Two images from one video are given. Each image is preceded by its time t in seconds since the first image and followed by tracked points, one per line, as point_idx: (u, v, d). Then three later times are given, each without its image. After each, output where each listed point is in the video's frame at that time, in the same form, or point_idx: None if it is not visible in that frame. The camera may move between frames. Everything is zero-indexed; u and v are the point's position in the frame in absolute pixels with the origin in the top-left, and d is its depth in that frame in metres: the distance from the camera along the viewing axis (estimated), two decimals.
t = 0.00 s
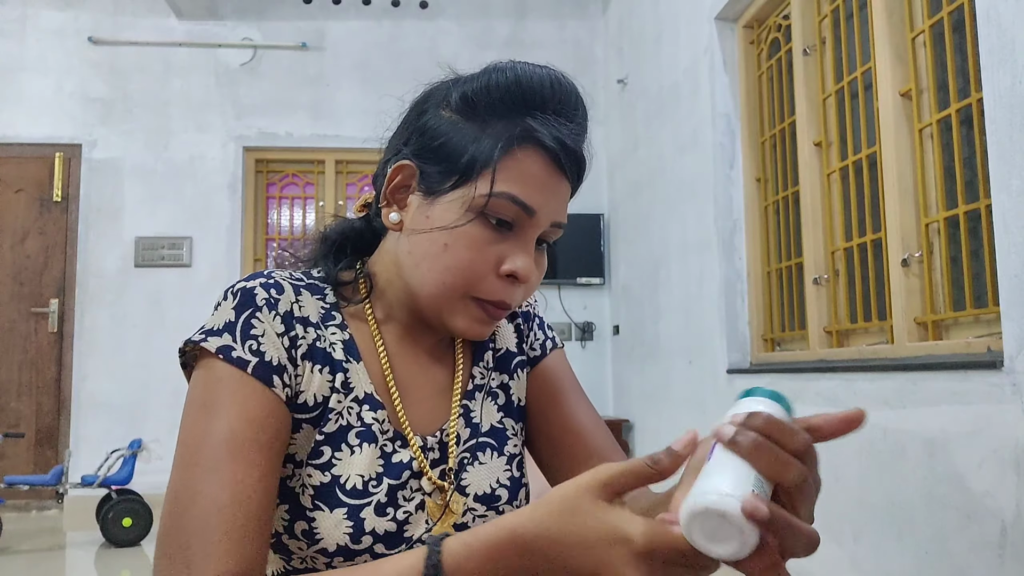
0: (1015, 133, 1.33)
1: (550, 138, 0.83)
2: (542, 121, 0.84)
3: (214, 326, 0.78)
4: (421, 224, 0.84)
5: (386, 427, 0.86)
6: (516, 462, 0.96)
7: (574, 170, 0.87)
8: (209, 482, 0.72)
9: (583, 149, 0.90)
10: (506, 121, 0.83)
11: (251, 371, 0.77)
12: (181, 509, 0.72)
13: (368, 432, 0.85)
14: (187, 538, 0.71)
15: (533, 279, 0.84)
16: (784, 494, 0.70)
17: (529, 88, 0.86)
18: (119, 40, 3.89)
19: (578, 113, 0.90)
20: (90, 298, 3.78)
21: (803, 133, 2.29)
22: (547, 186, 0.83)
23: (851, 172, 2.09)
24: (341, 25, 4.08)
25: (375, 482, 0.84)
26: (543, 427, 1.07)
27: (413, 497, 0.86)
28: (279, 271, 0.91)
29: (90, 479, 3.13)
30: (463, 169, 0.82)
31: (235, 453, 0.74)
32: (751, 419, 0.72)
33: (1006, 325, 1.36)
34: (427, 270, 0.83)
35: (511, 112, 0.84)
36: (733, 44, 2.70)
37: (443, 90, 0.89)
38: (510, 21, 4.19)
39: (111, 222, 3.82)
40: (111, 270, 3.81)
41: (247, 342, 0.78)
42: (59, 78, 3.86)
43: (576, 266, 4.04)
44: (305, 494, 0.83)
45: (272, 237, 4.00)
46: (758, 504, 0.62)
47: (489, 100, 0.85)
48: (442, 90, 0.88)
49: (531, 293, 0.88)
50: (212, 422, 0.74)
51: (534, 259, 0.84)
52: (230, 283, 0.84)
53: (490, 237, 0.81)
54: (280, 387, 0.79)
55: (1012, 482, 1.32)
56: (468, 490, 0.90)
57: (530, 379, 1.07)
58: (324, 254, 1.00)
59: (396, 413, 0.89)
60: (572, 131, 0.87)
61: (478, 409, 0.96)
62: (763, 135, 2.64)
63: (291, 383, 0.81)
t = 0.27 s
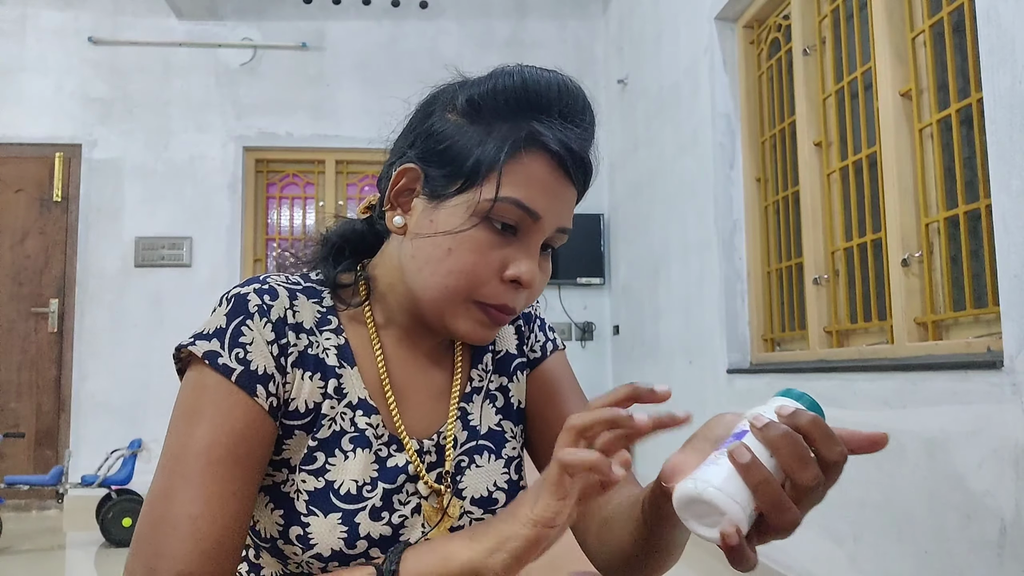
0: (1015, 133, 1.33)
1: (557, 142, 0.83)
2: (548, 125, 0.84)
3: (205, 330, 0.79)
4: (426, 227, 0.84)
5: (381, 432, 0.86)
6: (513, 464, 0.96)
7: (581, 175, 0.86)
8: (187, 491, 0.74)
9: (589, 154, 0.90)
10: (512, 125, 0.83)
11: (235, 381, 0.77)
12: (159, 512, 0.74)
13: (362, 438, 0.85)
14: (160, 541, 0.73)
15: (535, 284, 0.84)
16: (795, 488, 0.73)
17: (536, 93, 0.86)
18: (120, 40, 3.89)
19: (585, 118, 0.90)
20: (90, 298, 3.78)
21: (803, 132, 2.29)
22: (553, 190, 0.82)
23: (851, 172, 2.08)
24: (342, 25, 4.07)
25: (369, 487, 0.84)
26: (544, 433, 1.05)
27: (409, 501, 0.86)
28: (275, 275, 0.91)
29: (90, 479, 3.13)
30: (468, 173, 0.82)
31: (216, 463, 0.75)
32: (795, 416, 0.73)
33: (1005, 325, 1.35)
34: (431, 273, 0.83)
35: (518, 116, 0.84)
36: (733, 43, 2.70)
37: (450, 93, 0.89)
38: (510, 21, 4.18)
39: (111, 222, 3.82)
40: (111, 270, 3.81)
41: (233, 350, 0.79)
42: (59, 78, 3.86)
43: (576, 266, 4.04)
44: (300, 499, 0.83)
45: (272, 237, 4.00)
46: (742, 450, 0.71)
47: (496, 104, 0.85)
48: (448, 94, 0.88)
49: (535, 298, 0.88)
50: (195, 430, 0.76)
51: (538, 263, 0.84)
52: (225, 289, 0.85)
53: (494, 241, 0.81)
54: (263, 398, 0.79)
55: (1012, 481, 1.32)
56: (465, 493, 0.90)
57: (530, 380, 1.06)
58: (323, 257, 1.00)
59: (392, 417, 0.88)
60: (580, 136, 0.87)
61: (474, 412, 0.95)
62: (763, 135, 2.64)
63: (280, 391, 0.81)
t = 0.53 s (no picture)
0: (1015, 133, 1.33)
1: (565, 148, 0.83)
2: (555, 130, 0.84)
3: (208, 329, 0.79)
4: (431, 230, 0.84)
5: (383, 432, 0.86)
6: (514, 465, 0.96)
7: (588, 181, 0.86)
8: (182, 488, 0.75)
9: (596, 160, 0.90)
10: (520, 130, 0.83)
11: (237, 378, 0.77)
12: (154, 506, 0.75)
13: (364, 438, 0.85)
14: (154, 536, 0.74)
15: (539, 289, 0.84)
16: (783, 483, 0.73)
17: (545, 98, 0.86)
18: (120, 39, 3.90)
19: (593, 125, 0.90)
20: (90, 298, 3.78)
21: (803, 132, 2.29)
22: (560, 196, 0.82)
23: (851, 172, 2.08)
24: (342, 25, 4.07)
25: (372, 487, 0.84)
26: (543, 432, 1.05)
27: (411, 501, 0.86)
28: (278, 275, 0.91)
29: (90, 479, 3.13)
30: (474, 176, 0.82)
31: (212, 462, 0.76)
32: (784, 410, 0.73)
33: (1006, 325, 1.35)
34: (436, 275, 0.83)
35: (526, 122, 0.84)
36: (733, 43, 2.70)
37: (458, 96, 0.89)
38: (510, 21, 4.18)
39: (111, 222, 3.83)
40: (111, 270, 3.81)
41: (236, 348, 0.79)
42: (59, 78, 3.86)
43: (576, 266, 4.04)
44: (303, 499, 0.83)
45: (272, 237, 4.00)
46: (733, 450, 0.72)
47: (504, 108, 0.85)
48: (457, 97, 0.89)
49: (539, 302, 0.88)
50: (193, 428, 0.76)
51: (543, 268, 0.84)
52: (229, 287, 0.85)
53: (500, 246, 0.81)
54: (264, 397, 0.79)
55: (1012, 481, 1.32)
56: (467, 493, 0.91)
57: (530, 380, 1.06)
58: (326, 257, 1.00)
59: (394, 418, 0.88)
60: (587, 143, 0.87)
61: (476, 412, 0.95)
62: (763, 135, 2.64)
63: (282, 391, 0.81)
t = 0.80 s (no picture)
0: (1015, 134, 1.33)
1: (566, 151, 0.83)
2: (557, 132, 0.84)
3: (208, 325, 0.79)
4: (433, 230, 0.84)
5: (383, 430, 0.86)
6: (514, 463, 0.96)
7: (588, 184, 0.87)
8: (177, 481, 0.73)
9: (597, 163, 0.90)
10: (521, 131, 0.83)
11: (236, 374, 0.77)
12: (148, 500, 0.73)
13: (364, 436, 0.85)
14: (147, 531, 0.73)
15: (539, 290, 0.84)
16: (771, 481, 0.73)
17: (547, 101, 0.86)
18: (120, 39, 3.89)
19: (594, 128, 0.91)
20: (90, 298, 3.78)
21: (803, 132, 2.29)
22: (560, 198, 0.83)
23: (852, 172, 2.09)
24: (341, 25, 4.07)
25: (372, 484, 0.84)
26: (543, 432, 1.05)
27: (410, 499, 0.86)
28: (279, 275, 0.92)
29: (90, 479, 3.14)
30: (476, 178, 0.82)
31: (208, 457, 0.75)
32: (773, 406, 0.74)
33: (1006, 325, 1.35)
34: (436, 276, 0.83)
35: (529, 124, 0.84)
36: (733, 43, 2.70)
37: (461, 97, 0.89)
38: (510, 21, 4.18)
39: (111, 222, 3.82)
40: (111, 269, 3.81)
41: (236, 344, 0.78)
42: (59, 78, 3.86)
43: (576, 266, 4.04)
44: (303, 497, 0.83)
45: (272, 238, 4.00)
46: (723, 450, 0.71)
47: (506, 111, 0.85)
48: (460, 99, 0.89)
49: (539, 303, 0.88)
50: (190, 422, 0.75)
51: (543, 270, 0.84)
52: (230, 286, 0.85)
53: (500, 247, 0.81)
54: (263, 393, 0.78)
55: (1012, 481, 1.32)
56: (466, 492, 0.91)
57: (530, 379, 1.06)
58: (327, 257, 1.00)
59: (393, 417, 0.88)
60: (588, 146, 0.87)
61: (475, 410, 0.96)
62: (763, 135, 2.64)
63: (282, 388, 0.81)
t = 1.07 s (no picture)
0: (1015, 134, 1.33)
1: (568, 154, 0.83)
2: (558, 134, 0.84)
3: (209, 324, 0.79)
4: (434, 232, 0.84)
5: (384, 429, 0.86)
6: (515, 462, 0.96)
7: (589, 186, 0.87)
8: (174, 477, 0.73)
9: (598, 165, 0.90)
10: (523, 133, 0.83)
11: (237, 372, 0.77)
12: (145, 495, 0.73)
13: (366, 434, 0.85)
14: (142, 525, 0.72)
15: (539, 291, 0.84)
16: (765, 487, 0.73)
17: (548, 103, 0.86)
18: (120, 39, 3.89)
19: (596, 130, 0.90)
20: (90, 298, 3.78)
21: (803, 132, 2.29)
22: (561, 200, 0.82)
23: (852, 172, 2.09)
24: (341, 25, 4.07)
25: (374, 483, 0.84)
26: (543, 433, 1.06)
27: (412, 497, 0.86)
28: (281, 274, 0.92)
29: (90, 479, 3.14)
30: (477, 179, 0.82)
31: (206, 453, 0.74)
32: (767, 413, 0.73)
33: (1006, 325, 1.35)
34: (437, 278, 0.83)
35: (530, 126, 0.84)
36: (733, 43, 2.70)
37: (463, 98, 0.89)
38: (510, 21, 4.18)
39: (111, 222, 3.82)
40: (111, 269, 3.81)
41: (237, 343, 0.78)
42: (59, 78, 3.86)
43: (576, 266, 4.04)
44: (304, 496, 0.83)
45: (272, 237, 4.00)
46: (716, 458, 0.72)
47: (508, 112, 0.85)
48: (461, 100, 0.89)
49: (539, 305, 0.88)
50: (189, 417, 0.75)
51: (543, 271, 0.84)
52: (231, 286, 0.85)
53: (500, 248, 0.81)
54: (263, 391, 0.78)
55: (1012, 482, 1.32)
56: (468, 490, 0.91)
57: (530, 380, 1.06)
58: (327, 257, 1.00)
59: (395, 416, 0.88)
60: (590, 148, 0.87)
61: (477, 409, 0.96)
62: (763, 135, 2.64)
63: (283, 387, 0.81)
